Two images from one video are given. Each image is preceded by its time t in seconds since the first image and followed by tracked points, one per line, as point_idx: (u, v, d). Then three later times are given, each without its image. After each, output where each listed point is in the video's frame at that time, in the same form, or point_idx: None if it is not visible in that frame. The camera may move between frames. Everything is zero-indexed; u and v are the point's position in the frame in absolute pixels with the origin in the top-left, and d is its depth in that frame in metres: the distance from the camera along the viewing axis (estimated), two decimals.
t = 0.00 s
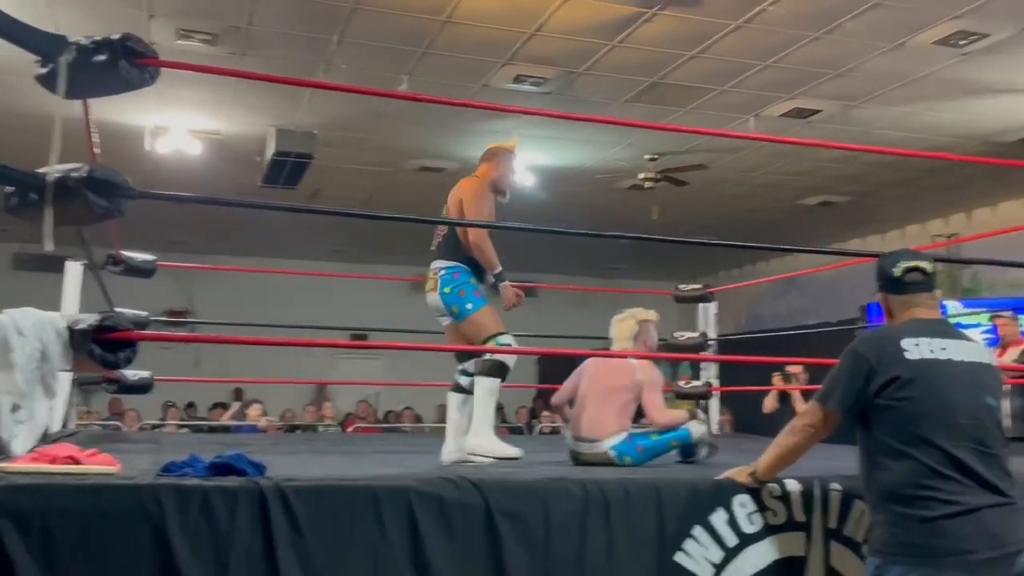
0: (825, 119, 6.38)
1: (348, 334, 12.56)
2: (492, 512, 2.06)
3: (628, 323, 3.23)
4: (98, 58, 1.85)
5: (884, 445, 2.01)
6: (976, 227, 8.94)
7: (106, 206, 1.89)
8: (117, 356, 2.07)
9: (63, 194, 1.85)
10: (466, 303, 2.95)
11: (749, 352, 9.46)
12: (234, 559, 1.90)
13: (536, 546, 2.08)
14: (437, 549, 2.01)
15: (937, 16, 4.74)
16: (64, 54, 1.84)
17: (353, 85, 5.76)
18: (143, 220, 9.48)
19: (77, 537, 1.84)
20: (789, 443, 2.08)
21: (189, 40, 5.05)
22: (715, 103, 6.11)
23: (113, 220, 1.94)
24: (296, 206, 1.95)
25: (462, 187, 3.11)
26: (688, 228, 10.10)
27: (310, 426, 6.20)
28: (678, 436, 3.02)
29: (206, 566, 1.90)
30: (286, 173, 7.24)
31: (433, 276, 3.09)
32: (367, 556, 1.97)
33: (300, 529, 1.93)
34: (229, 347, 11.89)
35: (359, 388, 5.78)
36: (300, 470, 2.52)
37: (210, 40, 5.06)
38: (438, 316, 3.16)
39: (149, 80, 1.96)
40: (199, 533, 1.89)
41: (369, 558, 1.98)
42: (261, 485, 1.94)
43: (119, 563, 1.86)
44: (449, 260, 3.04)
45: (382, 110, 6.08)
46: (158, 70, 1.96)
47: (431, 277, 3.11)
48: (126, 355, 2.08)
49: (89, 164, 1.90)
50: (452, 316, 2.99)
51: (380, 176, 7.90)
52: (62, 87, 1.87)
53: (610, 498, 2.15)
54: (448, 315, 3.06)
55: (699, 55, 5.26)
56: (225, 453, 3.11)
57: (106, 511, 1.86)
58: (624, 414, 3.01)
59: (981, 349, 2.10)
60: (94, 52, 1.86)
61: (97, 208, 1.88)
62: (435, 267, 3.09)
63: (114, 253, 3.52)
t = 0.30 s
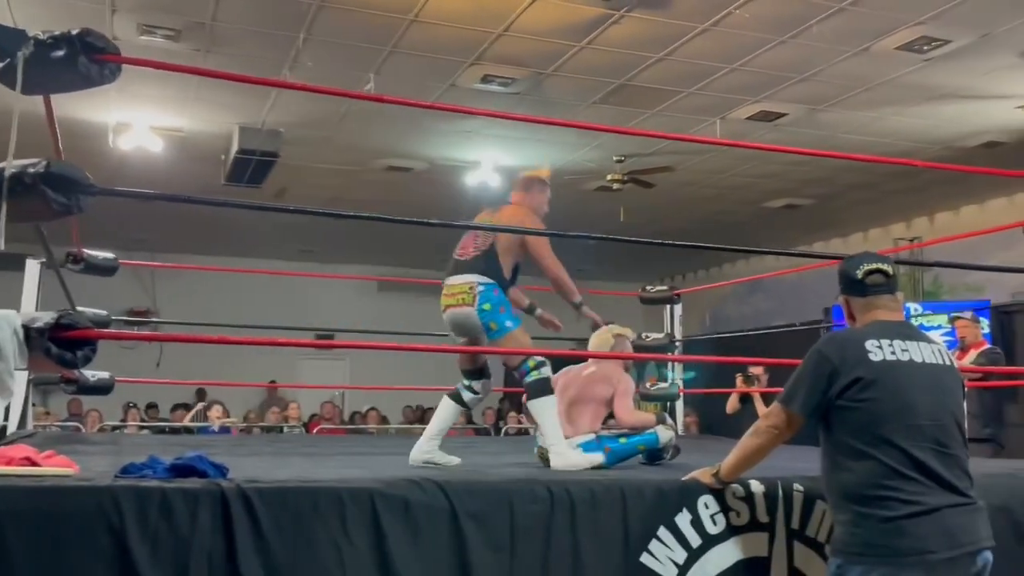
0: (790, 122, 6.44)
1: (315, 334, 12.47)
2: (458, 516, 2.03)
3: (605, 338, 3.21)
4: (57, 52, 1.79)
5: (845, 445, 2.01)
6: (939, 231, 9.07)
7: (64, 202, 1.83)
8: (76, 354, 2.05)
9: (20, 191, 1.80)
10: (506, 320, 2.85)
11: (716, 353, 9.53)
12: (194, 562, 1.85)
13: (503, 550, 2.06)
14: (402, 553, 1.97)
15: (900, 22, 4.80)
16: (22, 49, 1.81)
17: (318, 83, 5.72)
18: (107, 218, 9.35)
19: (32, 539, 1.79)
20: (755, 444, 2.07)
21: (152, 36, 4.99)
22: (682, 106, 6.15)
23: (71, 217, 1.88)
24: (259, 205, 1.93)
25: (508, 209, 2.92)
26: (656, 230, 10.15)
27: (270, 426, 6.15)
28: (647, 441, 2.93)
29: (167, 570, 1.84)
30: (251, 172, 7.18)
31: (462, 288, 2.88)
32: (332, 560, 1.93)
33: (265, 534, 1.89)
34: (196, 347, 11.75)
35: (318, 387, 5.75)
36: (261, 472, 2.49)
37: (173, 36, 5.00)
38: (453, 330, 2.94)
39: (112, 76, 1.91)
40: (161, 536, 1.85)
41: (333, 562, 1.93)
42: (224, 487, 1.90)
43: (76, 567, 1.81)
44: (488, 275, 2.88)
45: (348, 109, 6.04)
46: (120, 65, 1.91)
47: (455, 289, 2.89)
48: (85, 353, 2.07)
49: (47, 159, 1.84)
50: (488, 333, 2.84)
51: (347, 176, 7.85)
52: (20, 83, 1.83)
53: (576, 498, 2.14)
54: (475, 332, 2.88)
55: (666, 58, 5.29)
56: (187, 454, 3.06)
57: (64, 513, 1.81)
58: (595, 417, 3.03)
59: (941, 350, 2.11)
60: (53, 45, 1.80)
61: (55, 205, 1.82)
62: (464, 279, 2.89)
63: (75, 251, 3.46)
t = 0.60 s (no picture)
0: (759, 126, 6.50)
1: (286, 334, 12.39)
2: (428, 517, 2.00)
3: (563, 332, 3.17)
4: (22, 49, 1.76)
5: (812, 446, 2.02)
6: (905, 234, 9.19)
7: (29, 201, 1.79)
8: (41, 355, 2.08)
9: None
10: (508, 319, 2.85)
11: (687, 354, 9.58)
12: (161, 565, 1.79)
13: (472, 551, 2.04)
14: (372, 556, 1.93)
15: (868, 27, 4.85)
16: None
17: (289, 83, 5.68)
18: (74, 217, 9.23)
19: None
20: (721, 445, 2.06)
21: (119, 33, 4.94)
22: (654, 108, 6.17)
23: (35, 217, 1.84)
24: (233, 204, 1.90)
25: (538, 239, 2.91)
26: (628, 232, 10.19)
27: (236, 427, 6.10)
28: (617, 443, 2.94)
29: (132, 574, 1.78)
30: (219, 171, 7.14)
31: (466, 277, 2.88)
32: (301, 562, 1.88)
33: (232, 537, 1.84)
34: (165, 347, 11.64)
35: (283, 387, 5.72)
36: (225, 474, 2.46)
37: (141, 33, 4.95)
38: (446, 316, 2.93)
39: (77, 75, 1.88)
40: (125, 541, 1.78)
41: (302, 565, 1.88)
42: (189, 489, 1.84)
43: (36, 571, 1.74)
44: (494, 272, 2.88)
45: (318, 109, 6.01)
46: (86, 64, 1.88)
47: (460, 278, 2.88)
48: (49, 354, 2.11)
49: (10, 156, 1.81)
50: (486, 327, 2.84)
51: (318, 176, 7.82)
52: None
53: (545, 499, 2.12)
54: (470, 322, 2.87)
55: (637, 60, 5.32)
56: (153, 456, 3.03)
57: (24, 514, 1.74)
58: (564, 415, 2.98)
59: (907, 353, 2.12)
60: (17, 42, 1.77)
61: (19, 203, 1.78)
62: (471, 270, 2.89)
63: (39, 251, 3.40)
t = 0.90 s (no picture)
0: (731, 129, 6.54)
1: (257, 336, 12.30)
2: (398, 521, 1.96)
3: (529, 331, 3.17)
4: None
5: (781, 449, 2.01)
6: (873, 237, 9.30)
7: None
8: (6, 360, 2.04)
9: None
10: (484, 319, 2.81)
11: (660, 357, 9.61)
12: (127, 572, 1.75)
13: (444, 555, 1.99)
14: (341, 562, 1.89)
15: (838, 33, 4.90)
16: None
17: (260, 83, 5.64)
18: (41, 217, 9.10)
19: None
20: (693, 447, 2.05)
21: (87, 32, 4.87)
22: (626, 112, 6.20)
23: None
24: (203, 207, 1.89)
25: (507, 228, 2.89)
26: (603, 234, 10.21)
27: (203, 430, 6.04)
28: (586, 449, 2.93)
29: None
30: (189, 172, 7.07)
31: (443, 278, 2.88)
32: (270, 568, 1.84)
33: (199, 543, 1.80)
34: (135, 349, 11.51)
35: (248, 391, 5.67)
36: (191, 479, 2.43)
37: (109, 32, 4.89)
38: (426, 318, 2.95)
39: (43, 74, 1.85)
40: (91, 546, 1.74)
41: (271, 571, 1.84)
42: (156, 493, 1.80)
43: None
44: (471, 270, 2.86)
45: (289, 109, 5.98)
46: (53, 64, 1.85)
47: (437, 279, 2.89)
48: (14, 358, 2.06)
49: None
50: (463, 328, 2.82)
51: (289, 177, 7.78)
52: None
53: (515, 502, 2.09)
54: (449, 322, 2.86)
55: (609, 64, 5.34)
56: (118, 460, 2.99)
57: None
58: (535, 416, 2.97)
59: (874, 356, 2.12)
60: None
61: None
62: (447, 270, 2.89)
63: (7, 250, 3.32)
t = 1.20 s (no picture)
0: (711, 130, 6.57)
1: (237, 337, 12.23)
2: (377, 520, 1.92)
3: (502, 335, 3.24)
4: None
5: (758, 448, 1.97)
6: (852, 239, 9.36)
7: None
8: None
9: None
10: (468, 319, 2.80)
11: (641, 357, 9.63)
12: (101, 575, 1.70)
13: (422, 555, 1.95)
14: (318, 562, 1.85)
15: (818, 34, 4.92)
16: None
17: (239, 81, 5.62)
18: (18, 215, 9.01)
19: None
20: (670, 447, 2.01)
21: (64, 28, 4.83)
22: (607, 112, 6.21)
23: None
24: (175, 205, 1.86)
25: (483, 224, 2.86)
26: (585, 234, 10.22)
27: (179, 429, 6.00)
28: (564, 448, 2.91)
29: None
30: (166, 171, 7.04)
31: (425, 278, 2.85)
32: (245, 569, 1.80)
33: (175, 544, 1.76)
34: (114, 349, 11.41)
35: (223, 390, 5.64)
36: (163, 478, 2.39)
37: (87, 28, 4.86)
38: (409, 320, 2.91)
39: (17, 68, 1.81)
40: (64, 548, 1.69)
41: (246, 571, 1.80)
42: (131, 493, 1.76)
43: None
44: (452, 270, 2.84)
45: (267, 108, 5.97)
46: (26, 58, 1.82)
47: (418, 280, 2.86)
48: None
49: None
50: (446, 328, 2.80)
51: (267, 176, 7.75)
52: None
53: (493, 502, 2.05)
54: (432, 323, 2.84)
55: (589, 64, 5.35)
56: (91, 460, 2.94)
57: None
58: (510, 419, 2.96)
59: (854, 355, 2.09)
60: None
61: None
62: (428, 271, 2.86)
63: None
